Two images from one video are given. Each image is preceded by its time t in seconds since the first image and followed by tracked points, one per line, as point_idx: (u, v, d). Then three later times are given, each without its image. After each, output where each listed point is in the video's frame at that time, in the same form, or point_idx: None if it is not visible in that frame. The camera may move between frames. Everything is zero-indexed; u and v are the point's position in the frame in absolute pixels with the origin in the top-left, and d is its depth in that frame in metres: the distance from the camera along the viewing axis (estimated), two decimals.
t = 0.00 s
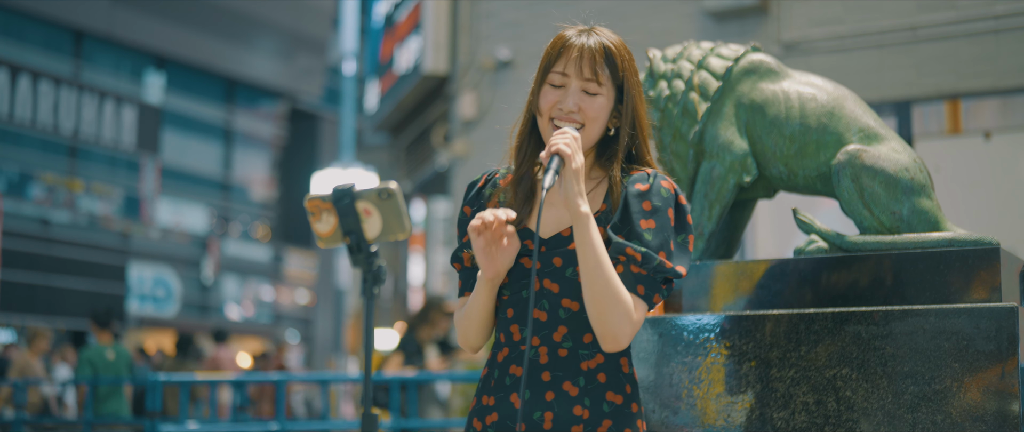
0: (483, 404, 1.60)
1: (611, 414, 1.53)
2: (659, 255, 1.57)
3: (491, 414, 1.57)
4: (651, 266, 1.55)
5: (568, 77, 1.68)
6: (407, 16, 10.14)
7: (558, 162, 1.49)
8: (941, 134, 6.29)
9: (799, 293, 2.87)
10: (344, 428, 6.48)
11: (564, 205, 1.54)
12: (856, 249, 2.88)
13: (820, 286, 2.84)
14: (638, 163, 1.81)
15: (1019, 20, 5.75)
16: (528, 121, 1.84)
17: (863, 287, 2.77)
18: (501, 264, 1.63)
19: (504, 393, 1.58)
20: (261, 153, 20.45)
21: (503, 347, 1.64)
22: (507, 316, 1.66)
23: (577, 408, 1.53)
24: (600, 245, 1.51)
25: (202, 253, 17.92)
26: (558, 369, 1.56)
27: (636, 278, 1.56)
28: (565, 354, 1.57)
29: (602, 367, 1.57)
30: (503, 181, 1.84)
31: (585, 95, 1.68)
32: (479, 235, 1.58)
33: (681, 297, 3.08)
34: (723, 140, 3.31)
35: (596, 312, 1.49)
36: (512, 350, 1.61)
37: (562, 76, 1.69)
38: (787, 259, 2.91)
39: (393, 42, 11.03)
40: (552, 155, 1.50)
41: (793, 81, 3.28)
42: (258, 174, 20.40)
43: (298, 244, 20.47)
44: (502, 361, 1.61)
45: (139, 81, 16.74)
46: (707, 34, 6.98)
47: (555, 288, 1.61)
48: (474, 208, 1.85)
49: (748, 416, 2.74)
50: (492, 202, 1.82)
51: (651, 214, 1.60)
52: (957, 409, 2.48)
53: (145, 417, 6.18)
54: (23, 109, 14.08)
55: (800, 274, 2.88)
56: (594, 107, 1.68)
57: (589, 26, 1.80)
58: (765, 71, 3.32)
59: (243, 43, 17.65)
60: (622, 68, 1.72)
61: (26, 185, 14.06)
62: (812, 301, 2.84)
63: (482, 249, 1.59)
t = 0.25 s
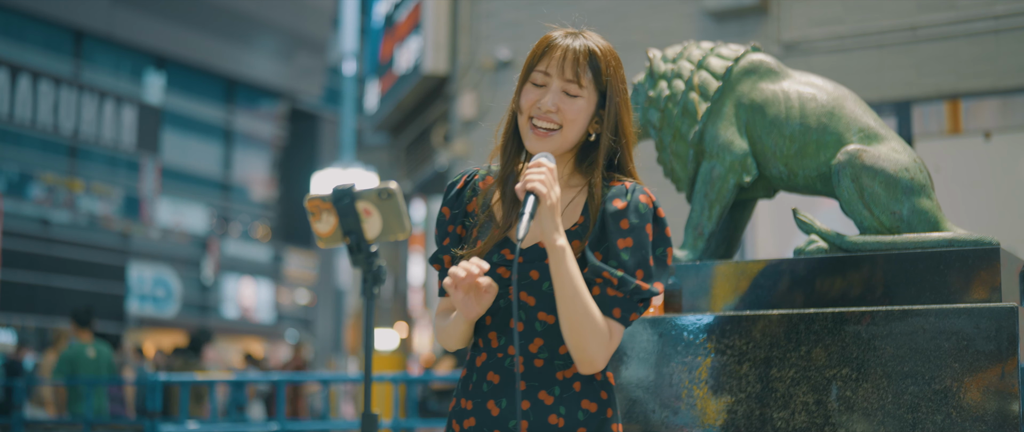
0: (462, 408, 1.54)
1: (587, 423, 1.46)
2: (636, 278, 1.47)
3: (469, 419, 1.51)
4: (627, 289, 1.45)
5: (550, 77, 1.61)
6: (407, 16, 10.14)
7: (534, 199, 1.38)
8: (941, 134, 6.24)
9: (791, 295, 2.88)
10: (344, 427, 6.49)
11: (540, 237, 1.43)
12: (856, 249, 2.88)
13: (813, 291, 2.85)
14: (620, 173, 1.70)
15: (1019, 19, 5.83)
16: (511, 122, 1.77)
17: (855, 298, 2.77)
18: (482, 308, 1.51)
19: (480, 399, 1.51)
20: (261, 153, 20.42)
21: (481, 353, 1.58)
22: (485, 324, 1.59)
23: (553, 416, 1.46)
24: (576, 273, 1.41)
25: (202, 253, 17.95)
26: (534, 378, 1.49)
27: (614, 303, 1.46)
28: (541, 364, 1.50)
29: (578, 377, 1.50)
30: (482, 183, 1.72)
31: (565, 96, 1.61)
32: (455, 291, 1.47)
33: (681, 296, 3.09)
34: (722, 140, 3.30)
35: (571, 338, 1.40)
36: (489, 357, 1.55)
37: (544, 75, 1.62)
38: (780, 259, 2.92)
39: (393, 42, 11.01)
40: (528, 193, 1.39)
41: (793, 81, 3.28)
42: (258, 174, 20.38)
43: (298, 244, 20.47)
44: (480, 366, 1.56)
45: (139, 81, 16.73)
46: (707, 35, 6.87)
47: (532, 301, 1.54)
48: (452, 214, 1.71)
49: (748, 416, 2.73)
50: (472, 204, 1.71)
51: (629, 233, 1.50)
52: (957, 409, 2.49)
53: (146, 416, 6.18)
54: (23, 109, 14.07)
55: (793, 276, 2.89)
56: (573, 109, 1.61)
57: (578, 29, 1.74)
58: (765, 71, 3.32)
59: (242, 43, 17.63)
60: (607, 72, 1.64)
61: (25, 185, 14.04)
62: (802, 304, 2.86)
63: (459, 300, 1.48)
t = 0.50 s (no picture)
0: (444, 413, 1.58)
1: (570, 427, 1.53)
2: (607, 303, 1.52)
3: (453, 424, 1.56)
4: (598, 313, 1.50)
5: (533, 87, 1.63)
6: (407, 16, 10.14)
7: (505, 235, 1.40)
8: (941, 134, 6.21)
9: (780, 297, 2.90)
10: (344, 427, 6.49)
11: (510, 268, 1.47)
12: (856, 249, 2.88)
13: (804, 296, 2.86)
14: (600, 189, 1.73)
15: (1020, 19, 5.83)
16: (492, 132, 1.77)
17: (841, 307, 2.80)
18: (463, 310, 1.56)
19: (464, 406, 1.56)
20: (261, 153, 20.42)
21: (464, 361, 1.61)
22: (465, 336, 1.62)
23: (537, 423, 1.52)
24: (546, 301, 1.46)
25: (202, 253, 17.97)
26: (518, 386, 1.55)
27: (584, 325, 1.51)
28: (525, 376, 1.55)
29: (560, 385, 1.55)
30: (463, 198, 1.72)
31: (547, 108, 1.63)
32: (437, 287, 1.52)
33: (681, 296, 3.09)
34: (723, 140, 3.30)
35: (542, 361, 1.45)
36: (471, 365, 1.59)
37: (527, 85, 1.65)
38: (773, 263, 2.93)
39: (393, 42, 11.01)
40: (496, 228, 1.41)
41: (793, 81, 3.28)
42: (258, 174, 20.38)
43: (298, 244, 20.48)
44: (462, 373, 1.59)
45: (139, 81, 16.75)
46: (707, 35, 6.86)
47: (512, 321, 1.56)
48: (432, 228, 1.72)
49: (748, 416, 2.73)
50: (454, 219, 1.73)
51: (606, 258, 1.53)
52: (957, 409, 2.48)
53: (145, 416, 6.17)
54: (23, 109, 14.07)
55: (785, 280, 2.90)
56: (555, 122, 1.62)
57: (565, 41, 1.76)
58: (765, 71, 3.31)
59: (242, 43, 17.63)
60: (591, 85, 1.67)
61: (25, 185, 14.05)
62: (792, 306, 2.87)
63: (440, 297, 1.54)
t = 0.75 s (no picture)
0: (434, 415, 1.61)
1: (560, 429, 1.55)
2: (594, 312, 1.54)
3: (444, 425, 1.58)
4: (586, 322, 1.53)
5: (512, 97, 1.66)
6: (407, 16, 10.15)
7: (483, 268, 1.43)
8: (941, 134, 6.17)
9: (774, 298, 2.91)
10: (344, 428, 6.48)
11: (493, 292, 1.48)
12: (857, 249, 2.87)
13: (798, 296, 2.87)
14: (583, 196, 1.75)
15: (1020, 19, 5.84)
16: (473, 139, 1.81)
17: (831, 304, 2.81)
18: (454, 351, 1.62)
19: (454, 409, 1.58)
20: (261, 153, 20.40)
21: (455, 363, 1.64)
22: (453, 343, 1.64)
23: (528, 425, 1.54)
24: (530, 319, 1.48)
25: (202, 253, 17.97)
26: (509, 388, 1.57)
27: (572, 334, 1.53)
28: (516, 379, 1.57)
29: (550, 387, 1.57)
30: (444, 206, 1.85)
31: (526, 117, 1.66)
32: (429, 333, 1.61)
33: (682, 296, 3.08)
34: (723, 140, 3.30)
35: (531, 376, 1.48)
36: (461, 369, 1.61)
37: (506, 95, 1.67)
38: (769, 268, 2.94)
39: (392, 42, 11.02)
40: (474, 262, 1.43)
41: (793, 81, 3.28)
42: (258, 174, 20.37)
43: (297, 244, 20.50)
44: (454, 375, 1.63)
45: (139, 81, 16.75)
46: (707, 34, 6.84)
47: (498, 330, 1.57)
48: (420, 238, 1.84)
49: (744, 417, 2.74)
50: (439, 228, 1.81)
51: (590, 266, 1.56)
52: (957, 409, 2.48)
53: (145, 417, 6.16)
54: (24, 109, 14.09)
55: (779, 283, 2.91)
56: (534, 132, 1.65)
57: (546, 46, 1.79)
58: (766, 71, 3.32)
59: (242, 43, 17.64)
60: (570, 90, 1.70)
61: (26, 184, 14.06)
62: (786, 307, 2.88)
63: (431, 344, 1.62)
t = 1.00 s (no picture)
0: (429, 415, 1.61)
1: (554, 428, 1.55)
2: (582, 303, 1.54)
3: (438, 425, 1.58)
4: (574, 314, 1.52)
5: (494, 100, 1.65)
6: (407, 16, 10.14)
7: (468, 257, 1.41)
8: (941, 134, 6.18)
9: (772, 298, 2.91)
10: (344, 428, 6.48)
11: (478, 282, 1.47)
12: (857, 249, 2.88)
13: (795, 295, 2.87)
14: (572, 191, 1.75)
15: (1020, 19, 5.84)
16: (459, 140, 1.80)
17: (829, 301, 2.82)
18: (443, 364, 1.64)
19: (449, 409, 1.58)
20: (261, 153, 20.39)
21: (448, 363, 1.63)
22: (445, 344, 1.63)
23: (522, 424, 1.53)
24: (517, 312, 1.47)
25: (202, 253, 17.96)
26: (503, 387, 1.57)
27: (559, 327, 1.53)
28: (509, 378, 1.57)
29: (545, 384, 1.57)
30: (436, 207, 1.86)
31: (508, 118, 1.65)
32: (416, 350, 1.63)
33: (682, 296, 3.08)
34: (723, 140, 3.30)
35: (518, 370, 1.47)
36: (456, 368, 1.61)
37: (488, 97, 1.66)
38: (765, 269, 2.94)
39: (392, 42, 11.01)
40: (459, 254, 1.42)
41: (793, 81, 3.28)
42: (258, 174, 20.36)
43: (298, 244, 20.49)
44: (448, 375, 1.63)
45: (139, 81, 16.75)
46: (706, 34, 6.83)
47: (490, 327, 1.57)
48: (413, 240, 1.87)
49: (743, 416, 2.74)
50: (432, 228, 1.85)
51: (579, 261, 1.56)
52: (958, 409, 2.48)
53: (145, 417, 6.15)
54: (23, 109, 14.09)
55: (777, 281, 2.91)
56: (517, 132, 1.64)
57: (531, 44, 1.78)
58: (765, 71, 3.32)
59: (242, 43, 17.63)
60: (553, 89, 1.68)
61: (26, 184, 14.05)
62: (785, 306, 2.88)
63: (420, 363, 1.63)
